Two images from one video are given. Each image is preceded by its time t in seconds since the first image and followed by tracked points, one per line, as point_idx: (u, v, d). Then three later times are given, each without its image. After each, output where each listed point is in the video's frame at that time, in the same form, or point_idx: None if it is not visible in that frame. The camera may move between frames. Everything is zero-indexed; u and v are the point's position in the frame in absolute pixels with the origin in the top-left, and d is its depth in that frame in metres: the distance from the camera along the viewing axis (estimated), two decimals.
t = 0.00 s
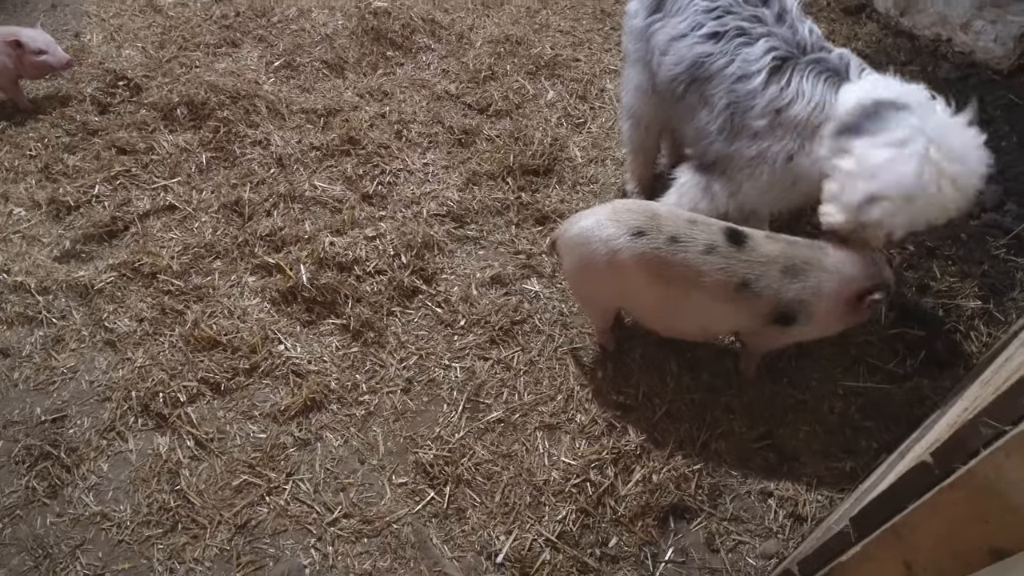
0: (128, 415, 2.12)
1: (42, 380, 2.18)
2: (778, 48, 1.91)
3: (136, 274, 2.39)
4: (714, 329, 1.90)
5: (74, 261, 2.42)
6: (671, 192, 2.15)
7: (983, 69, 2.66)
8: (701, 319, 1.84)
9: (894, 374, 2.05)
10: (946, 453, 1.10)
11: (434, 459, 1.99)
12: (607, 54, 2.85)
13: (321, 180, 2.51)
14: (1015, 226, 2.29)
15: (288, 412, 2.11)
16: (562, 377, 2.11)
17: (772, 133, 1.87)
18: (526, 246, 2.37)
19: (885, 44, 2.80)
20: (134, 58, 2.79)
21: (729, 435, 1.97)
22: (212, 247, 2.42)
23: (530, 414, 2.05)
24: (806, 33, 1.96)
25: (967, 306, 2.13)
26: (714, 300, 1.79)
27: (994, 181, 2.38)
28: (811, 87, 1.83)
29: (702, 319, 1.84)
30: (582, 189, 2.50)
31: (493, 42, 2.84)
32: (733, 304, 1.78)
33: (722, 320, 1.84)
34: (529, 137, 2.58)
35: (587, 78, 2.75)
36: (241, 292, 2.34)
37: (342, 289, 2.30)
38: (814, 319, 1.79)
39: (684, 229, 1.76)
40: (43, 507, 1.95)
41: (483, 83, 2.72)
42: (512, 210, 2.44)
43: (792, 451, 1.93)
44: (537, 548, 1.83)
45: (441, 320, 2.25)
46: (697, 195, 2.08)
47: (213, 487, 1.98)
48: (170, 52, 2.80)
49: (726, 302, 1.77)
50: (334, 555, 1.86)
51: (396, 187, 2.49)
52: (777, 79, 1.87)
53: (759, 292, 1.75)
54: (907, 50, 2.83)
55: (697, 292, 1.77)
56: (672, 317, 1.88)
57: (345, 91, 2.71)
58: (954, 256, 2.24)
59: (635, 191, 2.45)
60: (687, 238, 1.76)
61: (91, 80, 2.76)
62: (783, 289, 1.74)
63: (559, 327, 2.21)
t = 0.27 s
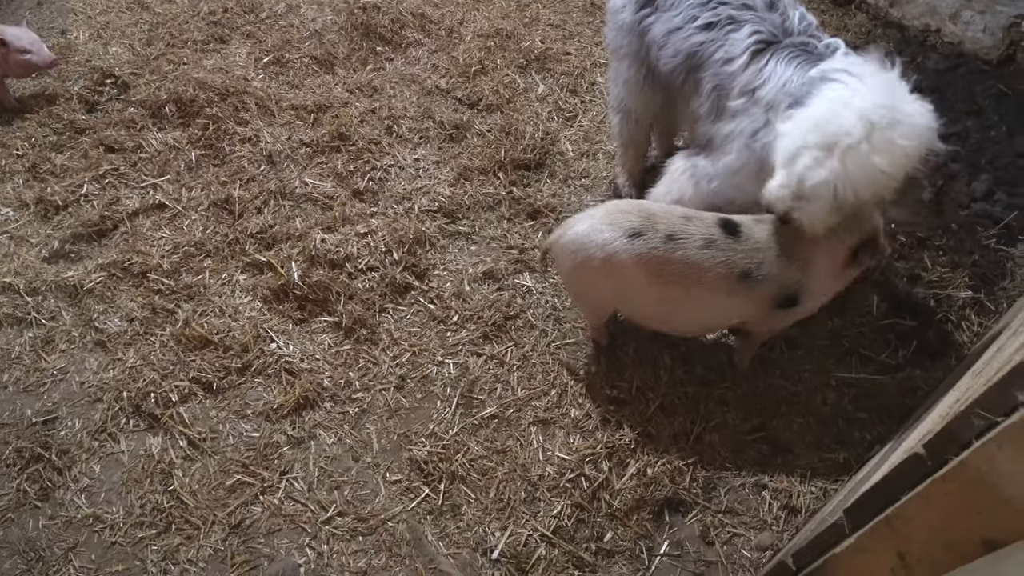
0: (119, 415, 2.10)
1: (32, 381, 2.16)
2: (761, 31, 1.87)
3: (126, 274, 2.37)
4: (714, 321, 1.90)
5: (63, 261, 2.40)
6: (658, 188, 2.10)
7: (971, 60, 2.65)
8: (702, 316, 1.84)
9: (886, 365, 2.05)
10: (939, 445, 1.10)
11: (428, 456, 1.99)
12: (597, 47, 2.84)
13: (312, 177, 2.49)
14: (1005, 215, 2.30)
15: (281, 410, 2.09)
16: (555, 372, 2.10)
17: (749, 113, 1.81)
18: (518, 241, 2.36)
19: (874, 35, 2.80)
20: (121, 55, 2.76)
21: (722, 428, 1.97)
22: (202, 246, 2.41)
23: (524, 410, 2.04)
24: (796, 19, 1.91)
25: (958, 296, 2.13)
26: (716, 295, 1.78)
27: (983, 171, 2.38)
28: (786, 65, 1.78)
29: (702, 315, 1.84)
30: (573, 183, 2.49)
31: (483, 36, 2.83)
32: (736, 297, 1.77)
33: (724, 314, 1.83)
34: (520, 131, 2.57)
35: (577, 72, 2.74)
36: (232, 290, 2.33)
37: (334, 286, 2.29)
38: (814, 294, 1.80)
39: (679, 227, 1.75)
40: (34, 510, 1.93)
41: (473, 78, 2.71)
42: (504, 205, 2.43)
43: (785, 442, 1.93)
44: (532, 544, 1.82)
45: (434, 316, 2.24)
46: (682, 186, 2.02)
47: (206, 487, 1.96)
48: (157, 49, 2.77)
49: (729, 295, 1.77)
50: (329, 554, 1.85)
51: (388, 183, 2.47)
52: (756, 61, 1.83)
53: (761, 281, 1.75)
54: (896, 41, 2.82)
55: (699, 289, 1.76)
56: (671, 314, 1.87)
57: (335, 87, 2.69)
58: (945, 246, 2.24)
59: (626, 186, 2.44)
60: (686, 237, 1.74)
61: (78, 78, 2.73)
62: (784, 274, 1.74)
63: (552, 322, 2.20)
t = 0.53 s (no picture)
0: (112, 420, 2.09)
1: (24, 388, 2.15)
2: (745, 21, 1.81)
3: (118, 278, 2.36)
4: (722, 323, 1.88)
5: (54, 266, 2.39)
6: (646, 185, 2.07)
7: (958, 54, 2.66)
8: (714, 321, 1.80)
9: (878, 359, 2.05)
10: (928, 439, 1.09)
11: (423, 457, 1.98)
12: (587, 46, 2.84)
13: (304, 179, 2.48)
14: (994, 208, 2.30)
15: (275, 413, 2.09)
16: (549, 371, 2.10)
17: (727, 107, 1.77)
18: (510, 240, 2.35)
19: (861, 31, 2.81)
20: (111, 58, 2.75)
21: (716, 425, 1.97)
22: (194, 249, 2.40)
23: (518, 409, 2.04)
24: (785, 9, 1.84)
25: (948, 290, 2.14)
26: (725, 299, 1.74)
27: (972, 164, 2.39)
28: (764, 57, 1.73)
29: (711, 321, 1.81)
30: (565, 182, 2.49)
31: (473, 36, 2.82)
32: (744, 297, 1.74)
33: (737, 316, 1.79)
34: (511, 131, 2.57)
35: (567, 71, 2.74)
36: (225, 293, 2.32)
37: (327, 288, 2.28)
38: (815, 282, 1.78)
39: (679, 239, 1.73)
40: (27, 517, 1.92)
41: (464, 78, 2.71)
42: (496, 204, 2.42)
43: (779, 438, 1.93)
44: (528, 543, 1.82)
45: (427, 317, 2.23)
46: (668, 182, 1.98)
47: (201, 491, 1.95)
48: (147, 52, 2.76)
49: (737, 298, 1.73)
50: (325, 557, 1.84)
51: (379, 184, 2.47)
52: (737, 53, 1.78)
53: (766, 279, 1.72)
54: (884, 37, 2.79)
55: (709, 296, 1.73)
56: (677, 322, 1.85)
57: (325, 88, 2.68)
58: (934, 240, 2.24)
59: (617, 183, 2.45)
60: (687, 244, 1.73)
61: (68, 82, 2.72)
62: (788, 266, 1.72)
63: (545, 320, 2.20)
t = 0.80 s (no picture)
0: (110, 436, 2.08)
1: (22, 404, 2.15)
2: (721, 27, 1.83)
3: (115, 293, 2.36)
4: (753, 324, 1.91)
5: (52, 282, 2.40)
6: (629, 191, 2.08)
7: (947, 60, 2.68)
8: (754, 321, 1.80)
9: (874, 365, 2.04)
10: (924, 446, 1.08)
11: (421, 469, 1.97)
12: (580, 57, 2.85)
13: (300, 193, 2.49)
14: (987, 213, 2.30)
15: (272, 427, 2.08)
16: (545, 382, 2.09)
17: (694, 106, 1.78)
18: (505, 251, 2.36)
19: (851, 39, 2.83)
20: (108, 75, 2.76)
21: (714, 434, 1.96)
22: (190, 263, 2.40)
23: (516, 421, 2.03)
24: (761, 22, 1.86)
25: (943, 295, 2.13)
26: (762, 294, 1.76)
27: (964, 170, 2.39)
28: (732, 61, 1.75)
29: (753, 323, 1.80)
30: (559, 192, 2.50)
31: (466, 49, 2.84)
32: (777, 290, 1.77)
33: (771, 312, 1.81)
34: (504, 143, 2.58)
35: (560, 82, 2.76)
36: (222, 307, 2.32)
37: (323, 301, 2.28)
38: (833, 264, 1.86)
39: (712, 250, 1.76)
40: (25, 534, 1.91)
41: (457, 91, 2.72)
42: (491, 215, 2.43)
43: (777, 447, 1.92)
44: (527, 556, 1.81)
45: (423, 329, 2.23)
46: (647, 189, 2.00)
47: (198, 506, 1.95)
48: (144, 69, 2.77)
49: (777, 289, 1.76)
50: (324, 572, 1.83)
51: (374, 197, 2.47)
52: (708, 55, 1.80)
53: (798, 267, 1.77)
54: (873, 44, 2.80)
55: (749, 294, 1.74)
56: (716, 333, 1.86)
57: (320, 102, 2.69)
58: (928, 246, 2.24)
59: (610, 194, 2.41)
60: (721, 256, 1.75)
61: (65, 99, 2.73)
62: (814, 253, 1.79)
63: (541, 331, 2.19)
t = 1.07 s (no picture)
0: (116, 457, 2.10)
1: (29, 425, 2.17)
2: (697, 49, 1.88)
3: (122, 315, 2.39)
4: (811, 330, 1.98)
5: (61, 304, 2.42)
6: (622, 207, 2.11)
7: (944, 81, 2.69)
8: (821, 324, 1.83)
9: (877, 388, 2.03)
10: (928, 471, 1.06)
11: (423, 492, 1.97)
12: (580, 79, 2.87)
13: (304, 215, 2.51)
14: (990, 232, 2.29)
15: (275, 449, 2.09)
16: (548, 404, 2.09)
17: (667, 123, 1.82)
18: (507, 273, 2.36)
19: (849, 59, 2.84)
20: (117, 100, 2.80)
21: (718, 457, 1.95)
22: (196, 285, 2.43)
23: (518, 443, 2.03)
24: (740, 42, 1.89)
25: (947, 316, 2.12)
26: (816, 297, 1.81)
27: (965, 189, 2.38)
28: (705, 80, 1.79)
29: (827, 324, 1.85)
30: (560, 213, 2.51)
31: (467, 72, 2.86)
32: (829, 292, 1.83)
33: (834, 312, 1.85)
34: (506, 165, 2.59)
35: (560, 105, 2.77)
36: (227, 328, 2.34)
37: (327, 323, 2.30)
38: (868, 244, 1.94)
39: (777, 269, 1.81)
40: (31, 555, 1.92)
41: (459, 114, 2.74)
42: (492, 237, 2.44)
43: (782, 470, 1.91)
44: None
45: (426, 350, 2.24)
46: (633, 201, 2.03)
47: (202, 528, 1.95)
48: (152, 94, 2.81)
49: (829, 290, 1.80)
50: None
51: (377, 219, 2.49)
52: (683, 74, 1.85)
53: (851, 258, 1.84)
54: (871, 66, 2.80)
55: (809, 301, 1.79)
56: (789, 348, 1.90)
57: (324, 126, 2.72)
58: (930, 266, 2.22)
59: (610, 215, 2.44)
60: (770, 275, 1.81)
61: (75, 124, 2.77)
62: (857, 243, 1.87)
63: (543, 353, 2.19)
